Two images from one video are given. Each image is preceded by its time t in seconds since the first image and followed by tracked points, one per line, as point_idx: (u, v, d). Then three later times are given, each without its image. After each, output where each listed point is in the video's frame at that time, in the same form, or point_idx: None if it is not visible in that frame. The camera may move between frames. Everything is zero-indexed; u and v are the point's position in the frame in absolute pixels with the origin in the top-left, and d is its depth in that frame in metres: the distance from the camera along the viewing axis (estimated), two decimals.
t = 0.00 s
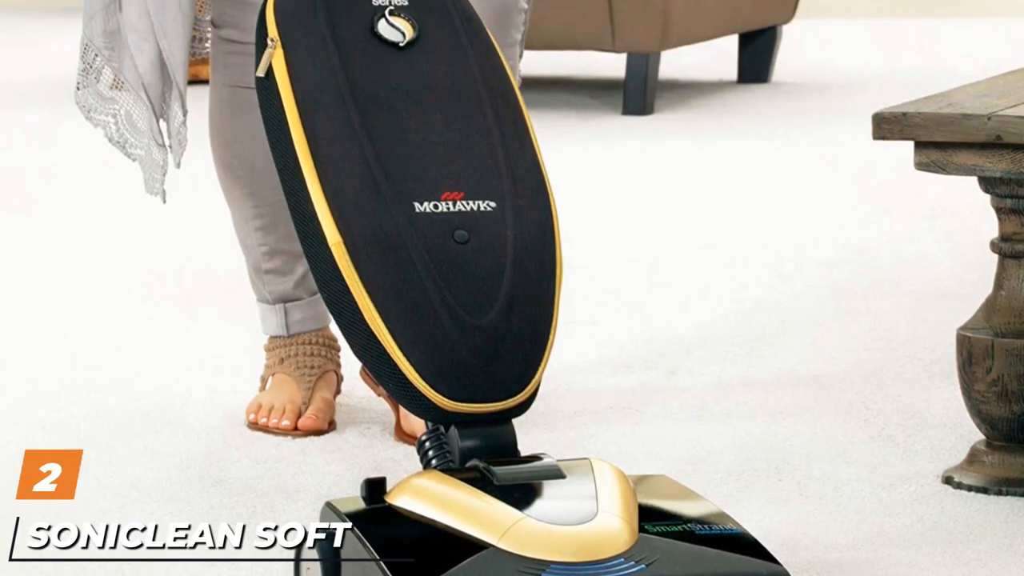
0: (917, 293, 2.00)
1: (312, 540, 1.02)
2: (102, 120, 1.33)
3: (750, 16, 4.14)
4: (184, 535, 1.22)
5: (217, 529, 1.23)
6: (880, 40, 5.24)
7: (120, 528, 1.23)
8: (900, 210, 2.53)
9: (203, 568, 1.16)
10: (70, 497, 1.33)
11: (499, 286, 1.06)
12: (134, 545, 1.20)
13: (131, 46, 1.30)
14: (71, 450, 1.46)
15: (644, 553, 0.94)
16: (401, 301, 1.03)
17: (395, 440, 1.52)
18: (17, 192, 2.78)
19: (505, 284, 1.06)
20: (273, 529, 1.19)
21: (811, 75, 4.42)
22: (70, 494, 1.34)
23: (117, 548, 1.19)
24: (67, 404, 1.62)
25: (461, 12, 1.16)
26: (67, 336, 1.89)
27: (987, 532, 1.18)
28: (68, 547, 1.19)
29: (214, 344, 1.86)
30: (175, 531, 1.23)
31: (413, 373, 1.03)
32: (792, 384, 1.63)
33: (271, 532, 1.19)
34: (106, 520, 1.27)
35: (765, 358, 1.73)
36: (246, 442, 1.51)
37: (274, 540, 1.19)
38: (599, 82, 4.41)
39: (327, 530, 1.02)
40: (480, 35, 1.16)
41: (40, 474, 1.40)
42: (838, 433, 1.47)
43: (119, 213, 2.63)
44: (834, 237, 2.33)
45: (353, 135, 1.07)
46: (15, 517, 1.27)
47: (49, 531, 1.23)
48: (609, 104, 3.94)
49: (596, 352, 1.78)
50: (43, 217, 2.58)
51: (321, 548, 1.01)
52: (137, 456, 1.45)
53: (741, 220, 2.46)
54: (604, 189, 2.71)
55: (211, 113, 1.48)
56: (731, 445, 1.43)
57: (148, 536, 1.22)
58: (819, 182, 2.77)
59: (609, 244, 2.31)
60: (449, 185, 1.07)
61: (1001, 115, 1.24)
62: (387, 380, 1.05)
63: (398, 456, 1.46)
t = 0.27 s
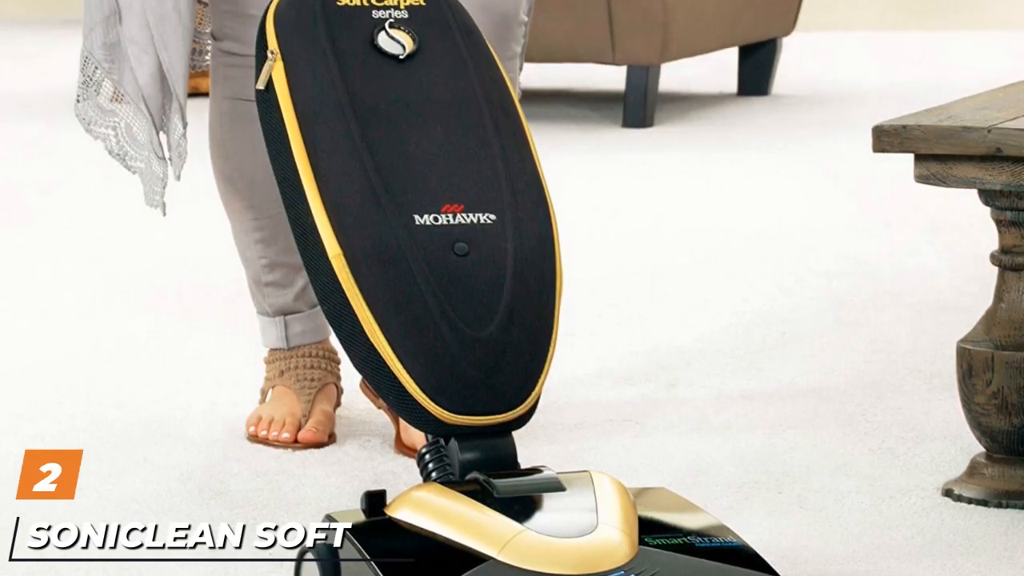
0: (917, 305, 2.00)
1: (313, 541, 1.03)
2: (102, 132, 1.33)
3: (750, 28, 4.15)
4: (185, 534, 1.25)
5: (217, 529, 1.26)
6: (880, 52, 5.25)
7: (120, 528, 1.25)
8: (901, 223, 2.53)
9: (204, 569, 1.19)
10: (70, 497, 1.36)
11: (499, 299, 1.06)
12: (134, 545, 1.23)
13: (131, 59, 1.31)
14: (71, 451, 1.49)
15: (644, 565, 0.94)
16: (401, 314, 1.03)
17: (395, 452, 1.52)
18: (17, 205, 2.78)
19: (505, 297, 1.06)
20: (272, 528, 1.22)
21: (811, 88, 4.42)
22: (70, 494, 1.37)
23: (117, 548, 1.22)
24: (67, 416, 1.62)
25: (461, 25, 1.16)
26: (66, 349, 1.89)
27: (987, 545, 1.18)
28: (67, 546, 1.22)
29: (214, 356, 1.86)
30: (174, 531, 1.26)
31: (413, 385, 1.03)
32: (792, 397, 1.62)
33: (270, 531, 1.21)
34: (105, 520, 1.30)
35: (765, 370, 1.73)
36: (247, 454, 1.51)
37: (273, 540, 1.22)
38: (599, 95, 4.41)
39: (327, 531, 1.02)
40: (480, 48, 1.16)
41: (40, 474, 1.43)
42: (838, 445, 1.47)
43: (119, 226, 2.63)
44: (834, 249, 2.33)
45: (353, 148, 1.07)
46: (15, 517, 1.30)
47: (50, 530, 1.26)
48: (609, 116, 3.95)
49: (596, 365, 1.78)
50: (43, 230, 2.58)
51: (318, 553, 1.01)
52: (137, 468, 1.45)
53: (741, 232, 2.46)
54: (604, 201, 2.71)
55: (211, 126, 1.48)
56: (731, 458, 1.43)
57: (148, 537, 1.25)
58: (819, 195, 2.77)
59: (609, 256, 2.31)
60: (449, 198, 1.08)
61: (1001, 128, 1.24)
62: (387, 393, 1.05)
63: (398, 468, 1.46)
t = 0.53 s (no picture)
0: (917, 318, 2.00)
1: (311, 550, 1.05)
2: (102, 144, 1.34)
3: (750, 41, 4.15)
4: (184, 535, 1.28)
5: (217, 529, 1.29)
6: (879, 65, 5.25)
7: (119, 527, 1.29)
8: (901, 235, 2.53)
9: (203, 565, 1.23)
10: (70, 497, 1.40)
11: (499, 311, 1.06)
12: (133, 545, 1.26)
13: (131, 72, 1.32)
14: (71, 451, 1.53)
15: None
16: (401, 327, 1.03)
17: (395, 465, 1.52)
18: (17, 218, 2.78)
19: (505, 309, 1.06)
20: (272, 528, 1.25)
21: (812, 101, 4.43)
22: (70, 494, 1.41)
23: (117, 548, 1.26)
24: (67, 428, 1.62)
25: (461, 38, 1.16)
26: (66, 362, 1.89)
27: (987, 558, 1.18)
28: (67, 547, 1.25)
29: (214, 369, 1.86)
30: (173, 530, 1.30)
31: (413, 398, 1.03)
32: (792, 410, 1.62)
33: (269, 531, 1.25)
34: (105, 520, 1.33)
35: (765, 383, 1.73)
36: (247, 467, 1.51)
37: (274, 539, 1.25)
38: (599, 107, 4.42)
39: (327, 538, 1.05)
40: (481, 60, 1.16)
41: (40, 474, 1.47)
42: (838, 458, 1.47)
43: (119, 238, 2.63)
44: (834, 262, 2.33)
45: (353, 161, 1.08)
46: (15, 517, 1.34)
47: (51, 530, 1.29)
48: (609, 129, 3.95)
49: (596, 377, 1.78)
50: (43, 242, 2.58)
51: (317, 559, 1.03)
52: (137, 481, 1.45)
53: (741, 245, 2.46)
54: (604, 214, 2.71)
55: (211, 139, 1.48)
56: (731, 470, 1.42)
57: (148, 537, 1.28)
58: (818, 207, 2.77)
59: (609, 269, 2.31)
60: (449, 211, 1.08)
61: (1000, 140, 1.24)
62: (387, 406, 1.05)
63: (398, 481, 1.46)
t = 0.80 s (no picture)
0: (917, 331, 2.00)
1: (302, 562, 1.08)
2: (102, 157, 1.35)
3: (751, 54, 4.16)
4: (184, 535, 1.32)
5: (217, 528, 1.33)
6: (880, 78, 5.26)
7: (120, 528, 1.33)
8: (901, 248, 2.53)
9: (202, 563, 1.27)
10: (70, 497, 1.44)
11: (499, 323, 1.06)
12: (134, 545, 1.30)
13: (131, 84, 1.33)
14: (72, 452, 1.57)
15: None
16: (401, 339, 1.03)
17: (395, 478, 1.52)
18: (18, 230, 2.78)
19: (505, 322, 1.06)
20: (272, 529, 1.30)
21: (812, 113, 4.43)
22: (70, 494, 1.45)
23: (118, 548, 1.29)
24: (67, 441, 1.62)
25: (461, 50, 1.16)
26: (66, 374, 1.89)
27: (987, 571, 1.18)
28: (68, 546, 1.29)
29: (214, 382, 1.86)
30: (174, 531, 1.33)
31: (413, 411, 1.03)
32: (792, 423, 1.62)
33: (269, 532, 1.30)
34: (105, 520, 1.37)
35: (765, 396, 1.73)
36: (248, 480, 1.51)
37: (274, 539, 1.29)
38: (600, 120, 4.42)
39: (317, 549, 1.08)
40: (481, 73, 1.16)
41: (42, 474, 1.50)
42: (838, 471, 1.46)
43: (119, 251, 2.63)
44: (834, 275, 2.33)
45: (353, 174, 1.08)
46: (15, 518, 1.37)
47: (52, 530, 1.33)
48: (609, 142, 3.95)
49: (596, 390, 1.77)
50: (44, 255, 2.58)
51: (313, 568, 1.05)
52: (136, 493, 1.45)
53: (741, 258, 2.46)
54: (604, 227, 2.71)
55: (211, 152, 1.49)
56: (731, 483, 1.42)
57: (148, 536, 1.32)
58: (818, 220, 2.77)
59: (608, 282, 2.31)
60: (449, 223, 1.08)
61: (1001, 153, 1.25)
62: (387, 419, 1.05)
63: (398, 493, 1.46)
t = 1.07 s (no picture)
0: (917, 343, 2.00)
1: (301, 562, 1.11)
2: (102, 170, 1.35)
3: (751, 66, 4.16)
4: (184, 535, 1.35)
5: (217, 529, 1.36)
6: (880, 91, 5.26)
7: (120, 528, 1.36)
8: (901, 261, 2.53)
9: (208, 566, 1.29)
10: (70, 497, 1.48)
11: (499, 336, 1.06)
12: (134, 545, 1.33)
13: (131, 96, 1.34)
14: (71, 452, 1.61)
15: None
16: (400, 352, 1.04)
17: (395, 490, 1.52)
18: (18, 243, 2.78)
19: (505, 334, 1.06)
20: (272, 529, 1.32)
21: (812, 126, 4.43)
22: (70, 493, 1.49)
23: (119, 548, 1.32)
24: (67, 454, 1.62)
25: (461, 62, 1.16)
26: (66, 387, 1.88)
27: None
28: (70, 547, 1.32)
29: (213, 394, 1.86)
30: (174, 531, 1.36)
31: (413, 424, 1.03)
32: (792, 435, 1.62)
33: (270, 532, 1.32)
34: (104, 520, 1.41)
35: (765, 408, 1.73)
36: (248, 492, 1.51)
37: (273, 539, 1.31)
38: (600, 132, 4.42)
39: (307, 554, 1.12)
40: (481, 85, 1.16)
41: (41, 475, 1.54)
42: (838, 484, 1.46)
43: (119, 264, 2.63)
44: (834, 287, 2.33)
45: (353, 186, 1.08)
46: (15, 517, 1.41)
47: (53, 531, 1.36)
48: (609, 154, 3.96)
49: (596, 403, 1.77)
50: (44, 268, 2.58)
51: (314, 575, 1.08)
52: (136, 506, 1.45)
53: (741, 270, 2.46)
54: (604, 239, 2.71)
55: (212, 164, 1.49)
56: (731, 496, 1.42)
57: (148, 536, 1.35)
58: (818, 233, 2.77)
59: (608, 294, 2.31)
60: (449, 236, 1.08)
61: (1001, 166, 1.25)
62: (387, 431, 1.05)
63: (398, 506, 1.46)
